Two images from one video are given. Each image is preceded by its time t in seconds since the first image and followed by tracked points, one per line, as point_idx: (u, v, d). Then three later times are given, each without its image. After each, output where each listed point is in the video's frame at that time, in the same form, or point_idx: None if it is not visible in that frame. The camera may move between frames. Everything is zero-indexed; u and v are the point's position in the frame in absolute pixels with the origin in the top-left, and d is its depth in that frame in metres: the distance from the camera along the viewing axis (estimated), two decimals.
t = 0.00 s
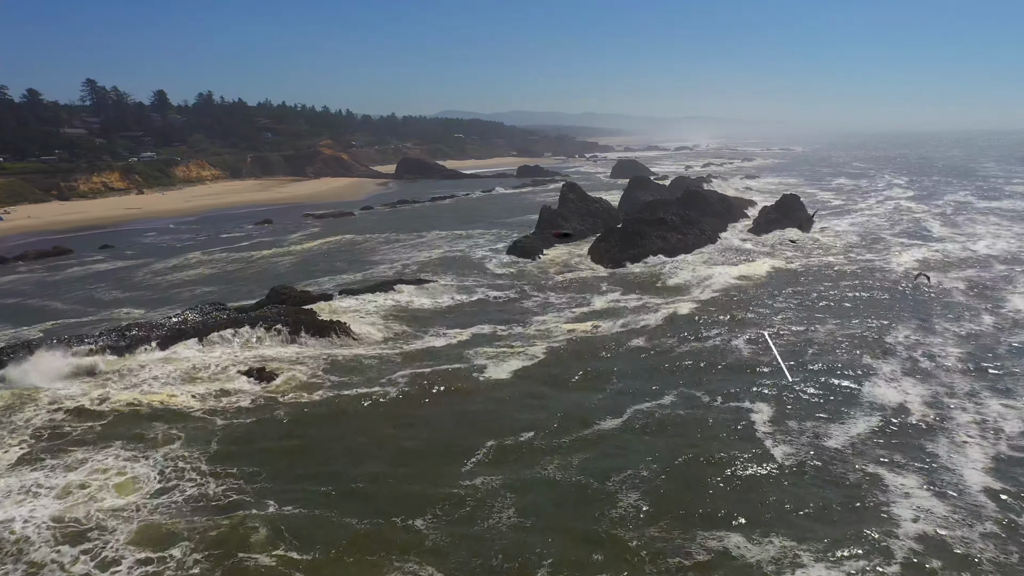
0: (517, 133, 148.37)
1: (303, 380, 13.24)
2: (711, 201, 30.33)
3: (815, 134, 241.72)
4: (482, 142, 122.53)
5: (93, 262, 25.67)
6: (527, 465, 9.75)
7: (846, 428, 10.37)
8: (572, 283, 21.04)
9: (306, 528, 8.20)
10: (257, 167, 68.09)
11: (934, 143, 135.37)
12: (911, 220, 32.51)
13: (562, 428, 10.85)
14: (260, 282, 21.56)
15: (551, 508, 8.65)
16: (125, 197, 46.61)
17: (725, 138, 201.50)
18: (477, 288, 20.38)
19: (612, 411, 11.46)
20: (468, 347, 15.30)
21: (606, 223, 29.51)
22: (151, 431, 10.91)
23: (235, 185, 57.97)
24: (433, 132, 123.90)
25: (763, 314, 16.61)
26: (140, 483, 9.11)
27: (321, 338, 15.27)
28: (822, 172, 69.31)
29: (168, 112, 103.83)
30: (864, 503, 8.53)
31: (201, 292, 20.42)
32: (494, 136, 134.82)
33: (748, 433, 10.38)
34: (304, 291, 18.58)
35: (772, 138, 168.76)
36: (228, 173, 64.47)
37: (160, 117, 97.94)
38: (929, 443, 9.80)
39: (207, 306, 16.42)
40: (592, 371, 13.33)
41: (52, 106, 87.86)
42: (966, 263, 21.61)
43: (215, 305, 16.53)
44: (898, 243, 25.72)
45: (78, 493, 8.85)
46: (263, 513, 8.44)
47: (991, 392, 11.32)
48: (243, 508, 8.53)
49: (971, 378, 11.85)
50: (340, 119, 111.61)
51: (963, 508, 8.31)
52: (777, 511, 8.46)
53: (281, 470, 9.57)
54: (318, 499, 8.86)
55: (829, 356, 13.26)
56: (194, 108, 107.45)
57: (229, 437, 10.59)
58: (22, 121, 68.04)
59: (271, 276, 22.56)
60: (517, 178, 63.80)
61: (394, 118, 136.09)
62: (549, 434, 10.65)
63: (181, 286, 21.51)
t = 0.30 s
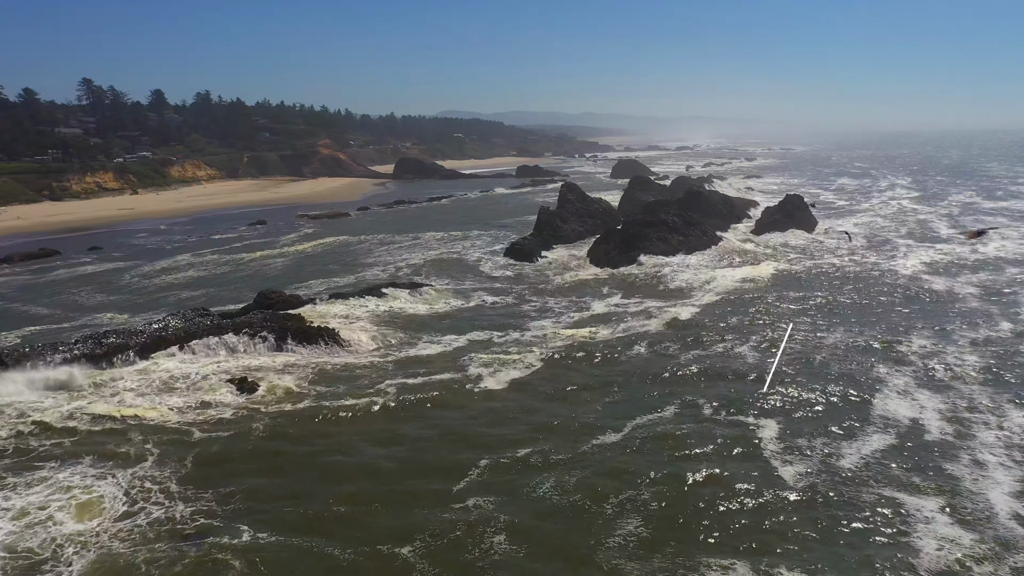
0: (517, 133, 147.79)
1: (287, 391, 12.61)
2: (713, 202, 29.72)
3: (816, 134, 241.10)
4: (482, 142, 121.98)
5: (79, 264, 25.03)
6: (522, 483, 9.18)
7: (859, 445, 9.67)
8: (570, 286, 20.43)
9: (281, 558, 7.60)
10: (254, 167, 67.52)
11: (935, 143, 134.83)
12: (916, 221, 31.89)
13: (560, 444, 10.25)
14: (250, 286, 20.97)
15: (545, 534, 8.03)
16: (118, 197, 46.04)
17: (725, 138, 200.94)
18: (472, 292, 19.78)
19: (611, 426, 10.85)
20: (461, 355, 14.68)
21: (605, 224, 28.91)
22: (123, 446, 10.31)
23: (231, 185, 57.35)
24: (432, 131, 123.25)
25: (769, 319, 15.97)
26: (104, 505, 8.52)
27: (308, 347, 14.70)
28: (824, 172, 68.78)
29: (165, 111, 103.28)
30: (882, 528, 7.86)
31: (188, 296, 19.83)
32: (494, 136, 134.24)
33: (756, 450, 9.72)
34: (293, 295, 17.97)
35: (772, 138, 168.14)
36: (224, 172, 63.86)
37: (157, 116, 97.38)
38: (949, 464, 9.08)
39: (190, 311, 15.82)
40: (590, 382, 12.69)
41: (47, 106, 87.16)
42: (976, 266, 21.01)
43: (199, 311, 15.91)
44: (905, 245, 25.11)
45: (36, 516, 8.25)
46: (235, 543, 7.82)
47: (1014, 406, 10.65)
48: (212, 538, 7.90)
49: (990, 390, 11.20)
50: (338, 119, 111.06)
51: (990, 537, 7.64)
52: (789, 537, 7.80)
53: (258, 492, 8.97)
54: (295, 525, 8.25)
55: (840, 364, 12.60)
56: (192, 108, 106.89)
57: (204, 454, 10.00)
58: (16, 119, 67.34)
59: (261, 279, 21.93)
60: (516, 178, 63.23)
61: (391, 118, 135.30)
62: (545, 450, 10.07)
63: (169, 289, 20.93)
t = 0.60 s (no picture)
0: (517, 133, 147.25)
1: (270, 403, 11.97)
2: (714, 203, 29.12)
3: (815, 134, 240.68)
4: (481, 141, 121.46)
5: (65, 266, 24.41)
6: (514, 505, 8.58)
7: (874, 465, 9.04)
8: (568, 290, 19.81)
9: None
10: (250, 167, 66.94)
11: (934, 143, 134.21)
12: (922, 222, 31.30)
13: (555, 462, 9.65)
14: (239, 290, 20.36)
15: (540, 565, 7.40)
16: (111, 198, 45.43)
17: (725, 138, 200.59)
18: (466, 296, 19.16)
19: (609, 442, 10.25)
20: (455, 363, 14.05)
21: (604, 225, 28.29)
22: (90, 464, 9.69)
23: (226, 185, 56.71)
24: (430, 131, 122.57)
25: (774, 325, 15.37)
26: (62, 531, 7.92)
27: (294, 355, 14.10)
28: (825, 171, 68.27)
29: (162, 111, 102.68)
30: (906, 561, 7.22)
31: (174, 300, 19.21)
32: (493, 136, 133.70)
33: (765, 470, 9.07)
34: (281, 300, 17.36)
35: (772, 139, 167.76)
36: (220, 172, 63.24)
37: (154, 116, 96.81)
38: (972, 488, 8.45)
39: (172, 317, 15.18)
40: (588, 393, 12.09)
41: (43, 105, 86.47)
42: (985, 269, 20.43)
43: (182, 317, 15.29)
44: (911, 246, 24.52)
45: None
46: None
47: None
48: (177, 569, 7.29)
49: (1009, 403, 10.59)
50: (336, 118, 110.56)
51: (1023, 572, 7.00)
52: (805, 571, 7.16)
53: (231, 517, 8.35)
54: (268, 555, 7.63)
55: (851, 374, 11.97)
56: (189, 107, 106.28)
57: (176, 473, 9.40)
58: (9, 119, 66.65)
59: (250, 283, 21.32)
60: (515, 178, 62.67)
61: (390, 118, 134.77)
62: (539, 469, 9.46)
63: (155, 293, 20.31)
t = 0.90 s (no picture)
0: (516, 132, 146.60)
1: (250, 415, 11.37)
2: (716, 204, 28.52)
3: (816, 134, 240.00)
4: (480, 141, 120.80)
5: (50, 269, 23.74)
6: (504, 531, 7.95)
7: (892, 487, 8.41)
8: (565, 294, 19.20)
9: None
10: (246, 166, 66.31)
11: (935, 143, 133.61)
12: (928, 223, 30.70)
13: (549, 482, 9.02)
14: (227, 293, 19.75)
15: None
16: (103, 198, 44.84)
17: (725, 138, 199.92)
18: (461, 300, 18.56)
19: (607, 459, 9.62)
20: (447, 371, 13.43)
21: (603, 226, 27.67)
22: (54, 483, 9.11)
23: (222, 185, 56.03)
24: (429, 131, 121.84)
25: (780, 331, 14.75)
26: (14, 561, 7.35)
27: (279, 365, 13.49)
28: (827, 172, 67.66)
29: (160, 110, 102.07)
30: None
31: (159, 304, 18.61)
32: (492, 136, 133.04)
33: (775, 493, 8.45)
34: (268, 304, 16.75)
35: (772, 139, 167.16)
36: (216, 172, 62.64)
37: (150, 116, 96.18)
38: (1001, 515, 7.81)
39: (154, 323, 14.57)
40: (586, 404, 11.46)
41: (37, 105, 85.68)
42: (997, 273, 19.83)
43: (164, 322, 14.68)
44: (918, 249, 23.92)
45: None
46: None
47: None
48: None
49: None
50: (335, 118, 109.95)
51: None
52: None
53: (197, 545, 7.74)
54: None
55: (863, 385, 11.34)
56: (186, 106, 105.58)
57: (144, 491, 8.80)
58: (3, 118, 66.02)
59: (238, 286, 20.66)
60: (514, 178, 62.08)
61: (389, 117, 134.17)
62: (532, 491, 8.83)
63: (140, 297, 19.70)
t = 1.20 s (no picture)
0: (516, 132, 145.95)
1: (227, 429, 10.74)
2: (718, 205, 27.90)
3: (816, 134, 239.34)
4: (480, 141, 120.17)
5: (35, 272, 23.17)
6: (490, 562, 7.34)
7: (913, 513, 7.79)
8: (563, 298, 18.60)
9: None
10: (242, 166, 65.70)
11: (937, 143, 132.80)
12: (935, 224, 30.06)
13: (540, 505, 8.41)
14: (214, 296, 19.13)
15: None
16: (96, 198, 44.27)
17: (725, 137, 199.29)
18: (455, 305, 17.96)
19: (605, 478, 9.01)
20: (437, 380, 12.78)
21: (602, 228, 27.05)
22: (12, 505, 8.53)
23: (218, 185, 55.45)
24: (428, 130, 121.26)
25: (787, 338, 14.13)
26: None
27: (261, 375, 12.89)
28: (829, 172, 67.02)
29: (157, 110, 101.50)
30: None
31: (144, 308, 18.01)
32: (492, 135, 132.36)
33: (786, 519, 7.83)
34: (255, 309, 16.14)
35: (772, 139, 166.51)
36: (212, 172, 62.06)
37: (148, 115, 95.63)
38: None
39: (133, 330, 13.96)
40: (582, 416, 10.83)
41: (33, 104, 85.04)
42: (1008, 277, 19.21)
43: (144, 330, 14.08)
44: (926, 251, 23.31)
45: None
46: None
47: None
48: None
49: None
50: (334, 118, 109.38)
51: None
52: None
53: None
54: None
55: (878, 397, 10.72)
56: (184, 106, 104.97)
57: (105, 518, 8.19)
58: None
59: (226, 288, 20.05)
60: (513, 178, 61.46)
61: (389, 117, 133.57)
62: (523, 514, 8.22)
63: (124, 301, 19.09)
